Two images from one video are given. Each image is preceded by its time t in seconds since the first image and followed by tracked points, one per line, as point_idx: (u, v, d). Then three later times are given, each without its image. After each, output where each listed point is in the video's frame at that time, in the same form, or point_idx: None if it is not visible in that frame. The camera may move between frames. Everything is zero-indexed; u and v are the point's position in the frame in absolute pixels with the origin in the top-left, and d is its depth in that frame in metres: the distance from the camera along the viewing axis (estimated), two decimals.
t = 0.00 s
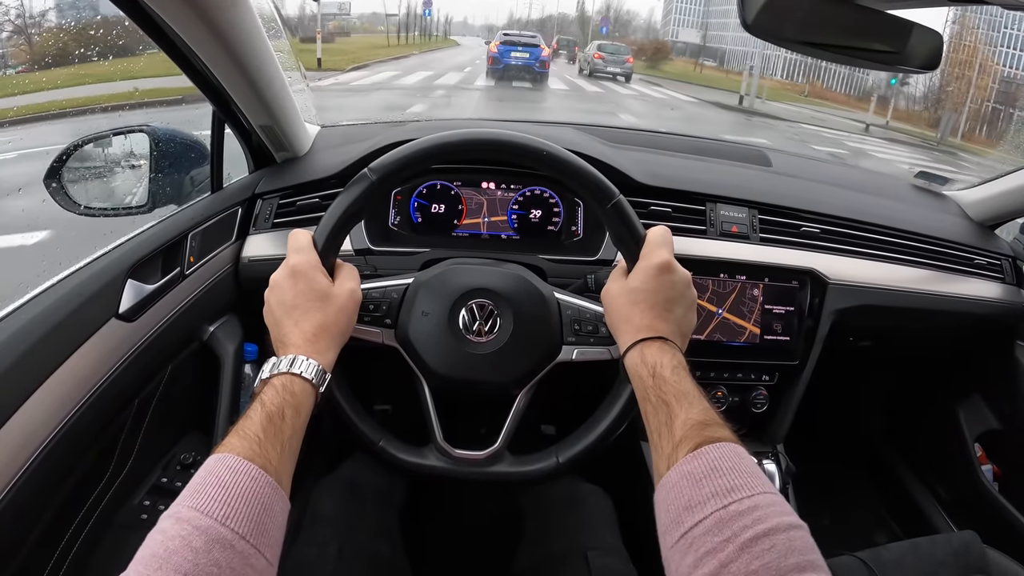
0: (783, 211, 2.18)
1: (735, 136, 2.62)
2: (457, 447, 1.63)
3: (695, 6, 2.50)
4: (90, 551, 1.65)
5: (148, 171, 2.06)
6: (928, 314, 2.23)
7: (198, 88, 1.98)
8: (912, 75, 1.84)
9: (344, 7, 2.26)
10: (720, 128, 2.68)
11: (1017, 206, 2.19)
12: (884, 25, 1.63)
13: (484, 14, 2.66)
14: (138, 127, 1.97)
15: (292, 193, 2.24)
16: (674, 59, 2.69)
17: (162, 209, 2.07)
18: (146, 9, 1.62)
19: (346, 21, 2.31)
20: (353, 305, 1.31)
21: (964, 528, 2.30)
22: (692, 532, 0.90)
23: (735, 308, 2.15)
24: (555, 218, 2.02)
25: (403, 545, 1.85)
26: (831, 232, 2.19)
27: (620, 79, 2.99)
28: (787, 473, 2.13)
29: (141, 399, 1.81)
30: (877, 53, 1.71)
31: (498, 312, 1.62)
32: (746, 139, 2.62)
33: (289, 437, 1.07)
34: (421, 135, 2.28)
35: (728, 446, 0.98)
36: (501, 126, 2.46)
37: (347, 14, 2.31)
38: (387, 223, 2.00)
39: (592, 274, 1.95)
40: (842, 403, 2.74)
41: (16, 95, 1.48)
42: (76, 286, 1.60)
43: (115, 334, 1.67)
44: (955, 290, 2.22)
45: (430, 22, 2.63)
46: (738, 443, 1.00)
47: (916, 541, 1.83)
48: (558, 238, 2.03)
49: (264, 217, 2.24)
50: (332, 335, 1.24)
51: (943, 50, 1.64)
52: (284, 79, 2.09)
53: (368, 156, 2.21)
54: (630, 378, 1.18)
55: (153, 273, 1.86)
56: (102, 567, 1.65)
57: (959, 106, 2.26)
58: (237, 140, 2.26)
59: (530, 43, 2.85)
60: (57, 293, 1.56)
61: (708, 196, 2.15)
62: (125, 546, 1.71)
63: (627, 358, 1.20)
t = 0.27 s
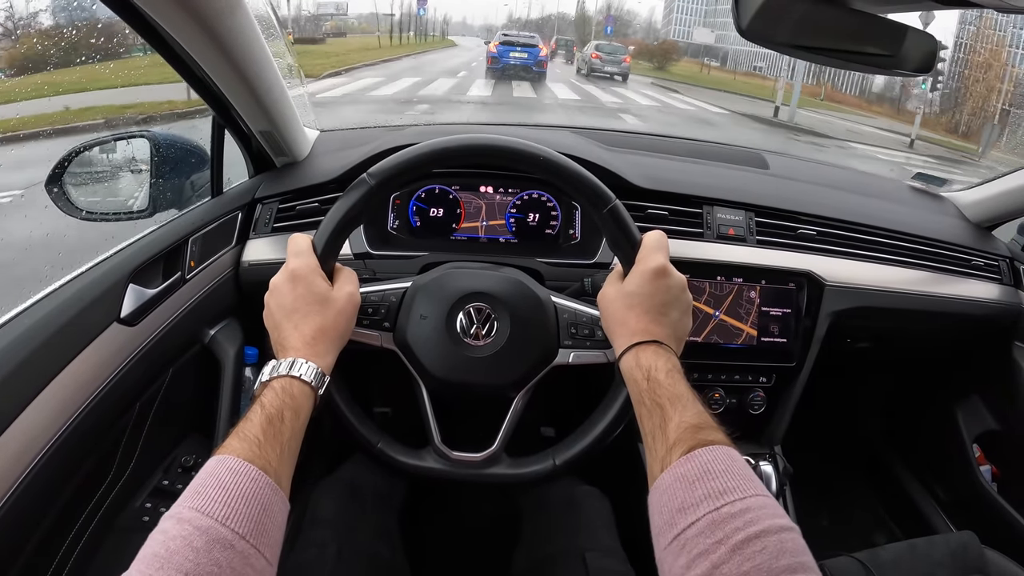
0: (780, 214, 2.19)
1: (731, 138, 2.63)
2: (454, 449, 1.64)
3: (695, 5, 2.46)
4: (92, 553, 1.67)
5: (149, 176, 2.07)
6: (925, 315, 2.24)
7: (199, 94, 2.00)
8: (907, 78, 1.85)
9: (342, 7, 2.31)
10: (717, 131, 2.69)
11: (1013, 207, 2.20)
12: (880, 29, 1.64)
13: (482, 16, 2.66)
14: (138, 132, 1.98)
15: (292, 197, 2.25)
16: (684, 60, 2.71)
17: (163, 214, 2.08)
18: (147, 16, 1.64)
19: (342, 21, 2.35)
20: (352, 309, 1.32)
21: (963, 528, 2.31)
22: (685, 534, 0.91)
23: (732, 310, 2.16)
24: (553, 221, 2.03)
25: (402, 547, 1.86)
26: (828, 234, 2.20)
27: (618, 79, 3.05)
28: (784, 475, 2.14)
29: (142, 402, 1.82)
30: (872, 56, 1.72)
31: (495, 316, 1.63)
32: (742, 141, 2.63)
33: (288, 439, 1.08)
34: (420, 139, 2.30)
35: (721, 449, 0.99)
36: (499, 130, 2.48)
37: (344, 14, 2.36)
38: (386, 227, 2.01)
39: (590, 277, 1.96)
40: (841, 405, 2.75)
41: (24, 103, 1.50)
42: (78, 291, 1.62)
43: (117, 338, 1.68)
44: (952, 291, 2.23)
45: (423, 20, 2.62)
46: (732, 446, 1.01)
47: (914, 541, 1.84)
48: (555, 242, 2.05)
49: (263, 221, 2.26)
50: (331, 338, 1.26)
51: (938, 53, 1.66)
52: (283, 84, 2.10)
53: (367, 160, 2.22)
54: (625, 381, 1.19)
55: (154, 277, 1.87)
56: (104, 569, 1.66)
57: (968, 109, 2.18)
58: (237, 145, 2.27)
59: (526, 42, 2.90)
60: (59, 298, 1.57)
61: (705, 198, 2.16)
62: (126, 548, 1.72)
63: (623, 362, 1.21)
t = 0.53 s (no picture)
0: (779, 212, 2.19)
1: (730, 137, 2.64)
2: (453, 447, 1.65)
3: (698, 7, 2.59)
4: (94, 551, 1.67)
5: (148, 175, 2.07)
6: (925, 314, 2.25)
7: (199, 94, 2.00)
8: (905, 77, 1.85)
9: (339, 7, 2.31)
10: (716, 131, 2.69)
11: (1012, 206, 2.20)
12: (877, 28, 1.64)
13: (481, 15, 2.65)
14: (138, 133, 1.98)
15: (292, 197, 2.26)
16: (692, 61, 2.86)
17: (163, 213, 2.09)
18: (147, 16, 1.64)
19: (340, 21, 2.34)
20: (351, 309, 1.33)
21: (963, 527, 2.31)
22: (684, 532, 0.91)
23: (731, 308, 2.16)
24: (552, 220, 2.04)
25: (402, 546, 1.86)
26: (827, 232, 2.21)
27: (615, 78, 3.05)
28: (783, 473, 2.14)
29: (143, 401, 1.82)
30: (870, 55, 1.73)
31: (494, 314, 1.64)
32: (742, 140, 2.64)
33: (288, 436, 1.09)
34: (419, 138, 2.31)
35: (720, 448, 0.99)
36: (498, 129, 2.48)
37: (342, 14, 2.35)
38: (386, 226, 2.01)
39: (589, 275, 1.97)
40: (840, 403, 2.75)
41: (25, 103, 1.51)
42: (79, 290, 1.62)
43: (118, 337, 1.69)
44: (951, 289, 2.23)
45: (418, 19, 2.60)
46: (730, 445, 1.02)
47: (913, 539, 1.84)
48: (555, 240, 2.05)
49: (263, 221, 2.26)
50: (331, 336, 1.26)
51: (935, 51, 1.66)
52: (283, 84, 2.11)
53: (367, 159, 2.23)
54: (625, 381, 1.19)
55: (155, 276, 1.88)
56: (105, 567, 1.67)
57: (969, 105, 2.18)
58: (237, 144, 2.28)
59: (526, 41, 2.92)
60: (60, 297, 1.58)
61: (704, 197, 2.17)
62: (127, 546, 1.73)
63: (622, 361, 1.22)
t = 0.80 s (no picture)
0: (777, 208, 2.19)
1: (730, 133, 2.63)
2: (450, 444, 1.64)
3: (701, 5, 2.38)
4: (92, 549, 1.67)
5: (147, 173, 2.06)
6: (924, 310, 2.24)
7: (196, 92, 2.00)
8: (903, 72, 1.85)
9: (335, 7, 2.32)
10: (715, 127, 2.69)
11: (1012, 202, 2.20)
12: (874, 23, 1.64)
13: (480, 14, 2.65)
14: (134, 131, 1.97)
15: (290, 194, 2.25)
16: (702, 61, 2.60)
17: (160, 212, 2.08)
18: (143, 14, 1.63)
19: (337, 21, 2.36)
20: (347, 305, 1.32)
21: (963, 524, 2.30)
22: (679, 531, 0.91)
23: (730, 304, 2.16)
24: (550, 216, 2.03)
25: (400, 544, 1.85)
26: (826, 228, 2.20)
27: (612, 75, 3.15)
28: (782, 470, 2.13)
29: (141, 399, 1.82)
30: (868, 50, 1.72)
31: (491, 311, 1.63)
32: (740, 136, 2.63)
33: (284, 432, 1.08)
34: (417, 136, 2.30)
35: (715, 446, 0.99)
36: (496, 126, 2.48)
37: (339, 14, 2.38)
38: (384, 223, 2.01)
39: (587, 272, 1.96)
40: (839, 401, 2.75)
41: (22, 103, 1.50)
42: (76, 288, 1.62)
43: (115, 335, 1.68)
44: (951, 285, 2.23)
45: (412, 17, 2.59)
46: (726, 443, 1.01)
47: (913, 537, 1.84)
48: (553, 237, 2.04)
49: (261, 218, 2.26)
50: (326, 333, 1.26)
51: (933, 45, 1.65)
52: (280, 82, 2.10)
53: (364, 157, 2.22)
54: (621, 378, 1.19)
55: (152, 274, 1.87)
56: (103, 565, 1.67)
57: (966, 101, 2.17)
58: (234, 142, 2.28)
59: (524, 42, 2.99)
60: (57, 295, 1.58)
61: (703, 193, 2.16)
62: (125, 544, 1.73)
63: (619, 359, 1.22)
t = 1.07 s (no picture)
0: (778, 207, 2.19)
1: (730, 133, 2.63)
2: (451, 444, 1.64)
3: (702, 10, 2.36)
4: (95, 550, 1.68)
5: (148, 173, 2.07)
6: (925, 309, 2.24)
7: (198, 94, 2.00)
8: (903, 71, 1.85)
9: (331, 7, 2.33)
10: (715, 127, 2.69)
11: (1013, 200, 2.20)
12: (873, 22, 1.64)
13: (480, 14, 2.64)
14: (135, 133, 1.97)
15: (290, 195, 2.26)
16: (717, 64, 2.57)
17: (161, 213, 2.08)
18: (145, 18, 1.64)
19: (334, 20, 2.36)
20: (349, 307, 1.33)
21: (965, 523, 2.30)
22: (682, 529, 0.91)
23: (731, 303, 2.16)
24: (551, 216, 2.03)
25: (403, 544, 1.86)
26: (826, 227, 2.20)
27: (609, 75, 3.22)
28: (783, 469, 2.14)
29: (143, 400, 1.83)
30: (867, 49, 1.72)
31: (492, 311, 1.64)
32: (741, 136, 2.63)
33: (286, 432, 1.09)
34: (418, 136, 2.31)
35: (717, 445, 0.99)
36: (497, 126, 2.48)
37: (336, 14, 2.39)
38: (385, 224, 2.01)
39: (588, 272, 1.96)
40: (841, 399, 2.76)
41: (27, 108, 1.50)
42: (79, 290, 1.63)
43: (117, 337, 1.69)
44: (952, 284, 2.23)
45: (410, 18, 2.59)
46: (728, 442, 1.02)
47: (914, 535, 1.84)
48: (553, 237, 2.05)
49: (262, 219, 2.26)
50: (328, 333, 1.26)
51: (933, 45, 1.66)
52: (281, 84, 2.11)
53: (365, 158, 2.23)
54: (623, 378, 1.19)
55: (154, 276, 1.88)
56: (106, 566, 1.67)
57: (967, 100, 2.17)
58: (235, 143, 2.28)
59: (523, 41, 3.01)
60: (60, 297, 1.58)
61: (703, 193, 2.16)
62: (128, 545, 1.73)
63: (620, 359, 1.22)
